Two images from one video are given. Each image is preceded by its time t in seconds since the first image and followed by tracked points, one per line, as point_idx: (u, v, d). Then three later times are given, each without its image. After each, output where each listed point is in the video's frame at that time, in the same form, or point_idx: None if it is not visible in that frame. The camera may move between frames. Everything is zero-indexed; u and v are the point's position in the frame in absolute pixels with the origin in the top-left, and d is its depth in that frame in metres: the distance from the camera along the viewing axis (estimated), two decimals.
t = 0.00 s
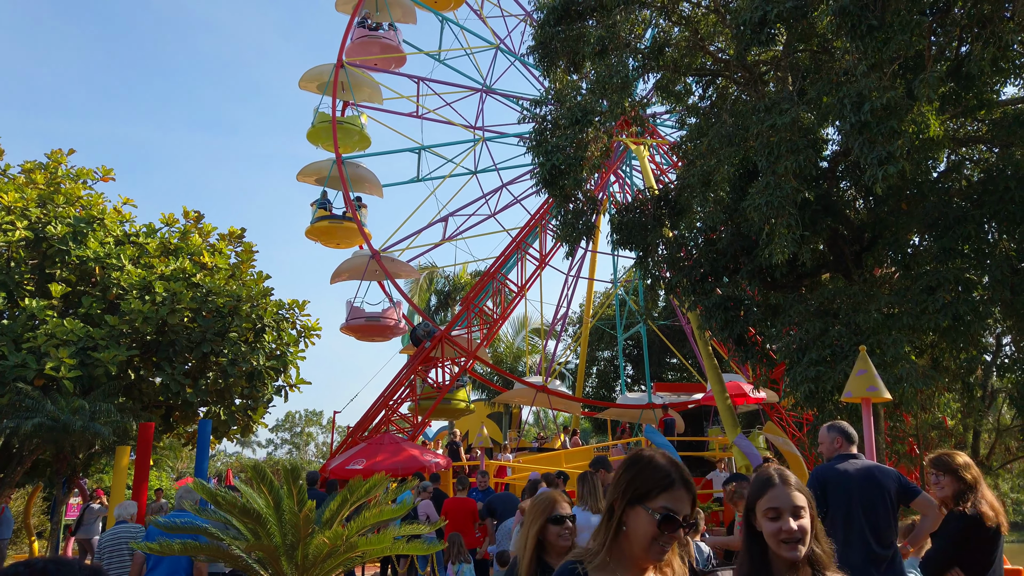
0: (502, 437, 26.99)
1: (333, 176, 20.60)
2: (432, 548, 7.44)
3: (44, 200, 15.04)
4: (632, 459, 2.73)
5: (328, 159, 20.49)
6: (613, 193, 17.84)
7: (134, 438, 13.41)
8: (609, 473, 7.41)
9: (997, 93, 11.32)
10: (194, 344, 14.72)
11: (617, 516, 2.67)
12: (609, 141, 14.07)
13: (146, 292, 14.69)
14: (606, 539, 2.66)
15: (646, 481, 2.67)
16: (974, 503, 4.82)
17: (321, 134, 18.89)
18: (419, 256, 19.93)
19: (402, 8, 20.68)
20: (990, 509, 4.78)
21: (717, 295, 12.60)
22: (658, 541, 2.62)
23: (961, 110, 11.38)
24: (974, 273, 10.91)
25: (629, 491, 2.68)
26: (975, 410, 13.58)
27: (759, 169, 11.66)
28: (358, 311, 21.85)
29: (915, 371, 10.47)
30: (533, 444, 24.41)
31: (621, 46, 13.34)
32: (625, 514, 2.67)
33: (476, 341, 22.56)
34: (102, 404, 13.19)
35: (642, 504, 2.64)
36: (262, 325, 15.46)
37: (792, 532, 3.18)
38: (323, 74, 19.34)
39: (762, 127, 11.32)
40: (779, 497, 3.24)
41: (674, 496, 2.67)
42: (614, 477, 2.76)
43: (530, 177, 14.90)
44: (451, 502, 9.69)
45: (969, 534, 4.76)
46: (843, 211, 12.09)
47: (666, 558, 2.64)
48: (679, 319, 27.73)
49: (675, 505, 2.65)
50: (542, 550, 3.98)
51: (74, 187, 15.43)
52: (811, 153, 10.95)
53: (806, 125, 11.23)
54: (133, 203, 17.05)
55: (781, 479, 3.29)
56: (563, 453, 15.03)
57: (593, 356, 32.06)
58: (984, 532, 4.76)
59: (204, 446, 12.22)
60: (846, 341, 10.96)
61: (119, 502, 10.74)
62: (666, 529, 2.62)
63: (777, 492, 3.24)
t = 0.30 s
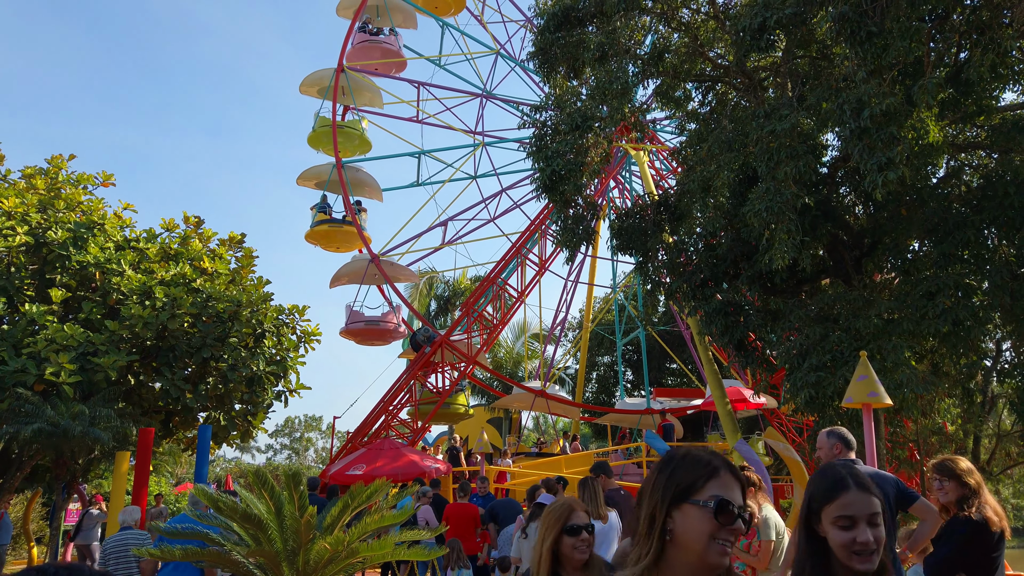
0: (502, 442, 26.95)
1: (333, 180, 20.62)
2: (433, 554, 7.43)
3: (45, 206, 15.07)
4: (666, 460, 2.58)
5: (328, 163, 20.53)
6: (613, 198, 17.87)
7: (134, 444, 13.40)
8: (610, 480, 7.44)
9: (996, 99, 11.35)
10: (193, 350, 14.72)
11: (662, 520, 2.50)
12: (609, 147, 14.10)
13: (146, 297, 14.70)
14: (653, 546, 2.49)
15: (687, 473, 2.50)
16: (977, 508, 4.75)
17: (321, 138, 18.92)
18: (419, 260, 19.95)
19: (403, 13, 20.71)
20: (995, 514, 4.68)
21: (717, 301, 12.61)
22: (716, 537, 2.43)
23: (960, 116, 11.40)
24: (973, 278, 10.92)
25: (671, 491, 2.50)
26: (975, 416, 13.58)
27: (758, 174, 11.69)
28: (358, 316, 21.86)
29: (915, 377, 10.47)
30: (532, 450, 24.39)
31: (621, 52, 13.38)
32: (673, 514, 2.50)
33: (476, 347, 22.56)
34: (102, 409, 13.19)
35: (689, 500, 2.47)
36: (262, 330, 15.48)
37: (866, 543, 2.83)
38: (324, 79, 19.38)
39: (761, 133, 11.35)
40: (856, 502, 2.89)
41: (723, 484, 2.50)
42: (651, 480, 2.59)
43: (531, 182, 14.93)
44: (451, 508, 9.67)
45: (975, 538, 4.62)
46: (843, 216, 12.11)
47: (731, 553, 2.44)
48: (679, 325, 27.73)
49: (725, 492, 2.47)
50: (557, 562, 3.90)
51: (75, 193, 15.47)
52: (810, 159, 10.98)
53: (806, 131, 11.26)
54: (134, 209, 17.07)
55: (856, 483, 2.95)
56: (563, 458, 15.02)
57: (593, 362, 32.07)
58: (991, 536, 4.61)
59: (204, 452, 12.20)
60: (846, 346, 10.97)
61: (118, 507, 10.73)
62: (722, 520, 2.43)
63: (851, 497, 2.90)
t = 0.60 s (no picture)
0: (503, 447, 26.93)
1: (334, 183, 20.65)
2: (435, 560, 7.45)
3: (47, 211, 15.11)
4: (743, 455, 2.24)
5: (329, 167, 20.55)
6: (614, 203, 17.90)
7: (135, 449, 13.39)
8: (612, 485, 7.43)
9: (997, 104, 11.35)
10: (195, 355, 14.72)
11: (745, 524, 2.15)
12: (610, 152, 14.12)
13: (147, 302, 14.71)
14: (738, 559, 2.15)
15: (773, 468, 2.17)
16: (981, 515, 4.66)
17: (323, 143, 18.94)
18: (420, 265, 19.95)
19: (405, 17, 20.72)
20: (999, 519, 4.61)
21: (718, 306, 12.61)
22: (815, 544, 2.08)
23: (961, 121, 11.40)
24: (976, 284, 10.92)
25: (754, 488, 2.17)
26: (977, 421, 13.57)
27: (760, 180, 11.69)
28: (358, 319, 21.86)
29: (917, 382, 10.47)
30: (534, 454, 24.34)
31: (622, 57, 13.41)
32: (756, 518, 2.15)
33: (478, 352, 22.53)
34: (104, 414, 13.20)
35: (778, 499, 2.13)
36: (263, 335, 15.49)
37: (999, 561, 2.84)
38: (326, 83, 19.42)
39: (763, 138, 11.35)
40: (981, 514, 2.93)
41: (816, 478, 2.16)
42: (729, 478, 2.26)
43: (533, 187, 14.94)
44: (453, 513, 9.65)
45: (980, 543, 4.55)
46: (844, 221, 12.13)
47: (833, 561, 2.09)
48: (679, 330, 27.74)
49: (822, 488, 2.13)
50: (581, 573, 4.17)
51: (77, 198, 15.51)
52: (811, 164, 10.99)
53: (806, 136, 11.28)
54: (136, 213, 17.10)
55: (980, 493, 2.99)
56: (564, 463, 15.01)
57: (594, 367, 32.07)
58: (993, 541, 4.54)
59: (205, 457, 12.19)
60: (848, 351, 10.97)
61: (120, 512, 10.69)
62: (820, 521, 2.08)
63: (977, 508, 2.94)
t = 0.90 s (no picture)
0: (504, 451, 26.89)
1: (335, 187, 20.68)
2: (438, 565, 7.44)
3: (49, 215, 15.14)
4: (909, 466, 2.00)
5: (330, 171, 20.59)
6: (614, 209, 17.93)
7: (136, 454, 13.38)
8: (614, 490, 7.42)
9: (998, 109, 11.37)
10: (196, 359, 14.72)
11: (936, 552, 1.93)
12: (611, 157, 14.14)
13: (149, 306, 14.72)
14: None
15: (954, 483, 1.93)
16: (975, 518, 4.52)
17: (324, 146, 18.98)
18: (421, 269, 19.96)
19: (407, 22, 20.81)
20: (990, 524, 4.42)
21: (719, 311, 12.60)
22: None
23: (962, 126, 11.40)
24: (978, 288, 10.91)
25: (938, 510, 1.93)
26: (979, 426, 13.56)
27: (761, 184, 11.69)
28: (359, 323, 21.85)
29: (919, 387, 10.45)
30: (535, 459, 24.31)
31: (623, 62, 13.45)
32: (944, 543, 1.93)
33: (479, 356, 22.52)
34: (105, 419, 13.20)
35: (974, 516, 1.89)
36: (264, 339, 15.50)
37: None
38: (327, 87, 19.46)
39: (763, 143, 11.36)
40: None
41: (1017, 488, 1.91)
42: (898, 499, 2.01)
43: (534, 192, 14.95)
44: (454, 518, 9.63)
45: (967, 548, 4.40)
46: (845, 226, 12.14)
47: None
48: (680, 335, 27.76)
49: None
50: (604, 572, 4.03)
51: (79, 203, 15.54)
52: (813, 169, 11.01)
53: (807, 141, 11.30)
54: (137, 218, 17.12)
55: None
56: (566, 469, 14.99)
57: (595, 372, 32.08)
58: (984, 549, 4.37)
59: (206, 462, 12.16)
60: (850, 356, 10.95)
61: (120, 518, 10.66)
62: None
63: None
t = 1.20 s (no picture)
0: (504, 454, 26.84)
1: (336, 189, 20.70)
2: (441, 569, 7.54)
3: (50, 219, 15.17)
4: None
5: (331, 174, 20.61)
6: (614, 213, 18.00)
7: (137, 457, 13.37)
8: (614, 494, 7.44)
9: (998, 113, 11.37)
10: (196, 363, 14.72)
11: None
12: (612, 160, 14.14)
13: (149, 310, 14.72)
14: None
15: None
16: (970, 522, 4.42)
17: (325, 149, 19.00)
18: (421, 271, 19.96)
19: (408, 26, 20.84)
20: (982, 530, 4.36)
21: (720, 314, 12.59)
22: None
23: (963, 130, 11.40)
24: (979, 292, 10.90)
25: None
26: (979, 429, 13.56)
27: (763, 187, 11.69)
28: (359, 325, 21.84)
29: (920, 391, 10.45)
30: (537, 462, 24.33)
31: (623, 66, 13.45)
32: None
33: (480, 360, 22.51)
34: (106, 422, 13.20)
35: None
36: (265, 343, 15.51)
37: None
38: (328, 90, 19.49)
39: (764, 147, 11.36)
40: None
41: None
42: None
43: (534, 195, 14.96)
44: (455, 521, 9.62)
45: (959, 553, 4.37)
46: (846, 230, 12.15)
47: None
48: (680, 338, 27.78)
49: None
50: None
51: (80, 206, 15.57)
52: (813, 172, 11.01)
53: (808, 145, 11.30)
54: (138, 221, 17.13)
55: None
56: (566, 472, 14.98)
57: (595, 375, 32.10)
58: (976, 555, 4.33)
59: (206, 465, 12.11)
60: (851, 359, 10.94)
61: (119, 522, 10.61)
62: None
63: None
